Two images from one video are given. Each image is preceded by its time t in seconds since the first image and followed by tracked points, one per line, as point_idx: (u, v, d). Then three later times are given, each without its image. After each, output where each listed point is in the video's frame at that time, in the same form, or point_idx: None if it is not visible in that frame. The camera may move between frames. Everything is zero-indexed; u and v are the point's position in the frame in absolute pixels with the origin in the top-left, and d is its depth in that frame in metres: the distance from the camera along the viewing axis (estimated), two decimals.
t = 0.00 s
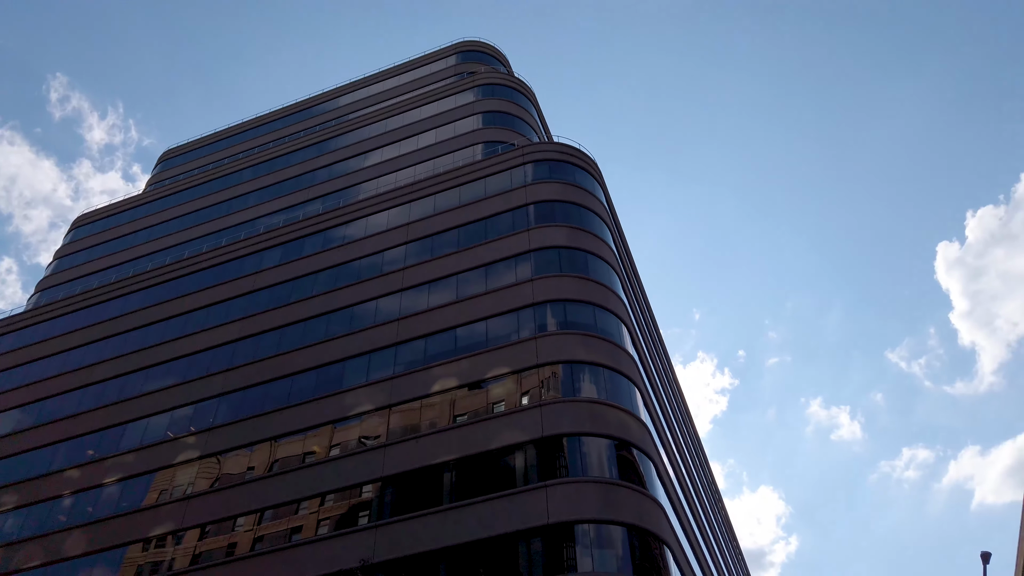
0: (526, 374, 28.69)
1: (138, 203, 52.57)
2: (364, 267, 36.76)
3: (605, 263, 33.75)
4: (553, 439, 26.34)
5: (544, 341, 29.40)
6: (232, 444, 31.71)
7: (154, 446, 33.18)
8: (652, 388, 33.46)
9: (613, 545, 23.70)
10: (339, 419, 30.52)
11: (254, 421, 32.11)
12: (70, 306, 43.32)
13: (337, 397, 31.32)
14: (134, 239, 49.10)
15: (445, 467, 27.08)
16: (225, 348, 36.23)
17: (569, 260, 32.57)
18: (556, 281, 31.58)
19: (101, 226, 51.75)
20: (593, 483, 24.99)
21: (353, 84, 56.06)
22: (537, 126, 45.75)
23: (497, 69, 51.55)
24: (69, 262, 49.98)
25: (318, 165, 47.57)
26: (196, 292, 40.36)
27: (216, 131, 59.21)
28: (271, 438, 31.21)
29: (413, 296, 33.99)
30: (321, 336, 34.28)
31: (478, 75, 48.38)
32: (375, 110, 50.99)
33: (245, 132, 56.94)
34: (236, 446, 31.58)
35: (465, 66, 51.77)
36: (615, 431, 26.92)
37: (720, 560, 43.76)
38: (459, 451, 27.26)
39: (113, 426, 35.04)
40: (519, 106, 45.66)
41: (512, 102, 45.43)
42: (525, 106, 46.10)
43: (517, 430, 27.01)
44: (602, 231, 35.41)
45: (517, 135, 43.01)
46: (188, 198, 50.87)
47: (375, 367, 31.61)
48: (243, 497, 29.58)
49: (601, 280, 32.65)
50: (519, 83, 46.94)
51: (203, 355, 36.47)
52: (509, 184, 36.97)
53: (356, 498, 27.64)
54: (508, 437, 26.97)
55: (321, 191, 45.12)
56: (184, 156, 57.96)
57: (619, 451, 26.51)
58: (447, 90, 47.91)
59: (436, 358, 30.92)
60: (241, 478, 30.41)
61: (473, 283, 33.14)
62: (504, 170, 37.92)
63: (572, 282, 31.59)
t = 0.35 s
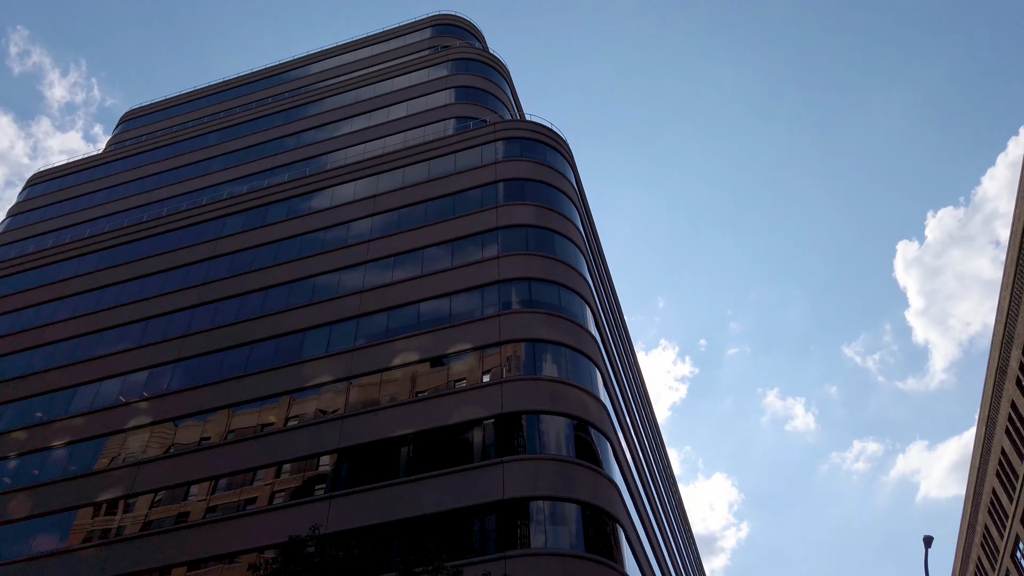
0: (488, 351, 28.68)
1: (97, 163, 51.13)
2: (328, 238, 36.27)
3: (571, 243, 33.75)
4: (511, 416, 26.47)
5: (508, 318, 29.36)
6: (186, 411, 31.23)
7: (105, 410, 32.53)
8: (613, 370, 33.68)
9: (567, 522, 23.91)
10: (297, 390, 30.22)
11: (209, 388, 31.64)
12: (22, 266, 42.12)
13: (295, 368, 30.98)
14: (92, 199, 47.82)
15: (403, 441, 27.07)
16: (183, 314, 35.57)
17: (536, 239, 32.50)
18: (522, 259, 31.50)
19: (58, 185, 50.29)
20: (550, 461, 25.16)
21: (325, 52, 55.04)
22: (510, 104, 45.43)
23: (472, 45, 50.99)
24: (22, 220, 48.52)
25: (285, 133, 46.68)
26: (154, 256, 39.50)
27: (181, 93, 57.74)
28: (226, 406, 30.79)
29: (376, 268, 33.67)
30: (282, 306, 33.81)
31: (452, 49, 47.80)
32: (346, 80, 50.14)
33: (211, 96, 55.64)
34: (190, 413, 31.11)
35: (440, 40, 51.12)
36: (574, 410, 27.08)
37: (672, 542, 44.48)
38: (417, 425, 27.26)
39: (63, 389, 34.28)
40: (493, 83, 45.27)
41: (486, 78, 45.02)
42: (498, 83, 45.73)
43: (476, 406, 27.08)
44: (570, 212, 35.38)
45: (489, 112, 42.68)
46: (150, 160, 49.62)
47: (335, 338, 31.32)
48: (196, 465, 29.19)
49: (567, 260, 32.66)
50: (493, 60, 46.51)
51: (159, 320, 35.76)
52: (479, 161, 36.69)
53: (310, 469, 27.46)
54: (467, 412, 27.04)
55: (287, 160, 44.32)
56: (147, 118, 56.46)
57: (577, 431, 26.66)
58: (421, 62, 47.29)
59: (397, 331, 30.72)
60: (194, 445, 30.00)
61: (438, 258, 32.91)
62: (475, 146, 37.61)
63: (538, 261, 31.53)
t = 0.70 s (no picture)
0: (436, 322, 28.56)
1: (40, 108, 49.04)
2: (279, 199, 35.49)
3: (527, 220, 33.69)
4: (455, 388, 26.51)
5: (458, 290, 29.24)
6: (122, 367, 30.43)
7: (36, 363, 31.49)
8: (561, 348, 33.87)
9: (505, 496, 24.16)
10: (239, 351, 29.66)
11: (147, 345, 30.84)
12: None
13: (238, 329, 30.38)
14: (33, 144, 45.92)
15: (345, 408, 26.90)
16: (123, 268, 34.53)
17: (491, 213, 32.34)
18: (476, 232, 31.32)
19: None
20: (492, 435, 25.32)
21: (287, 9, 53.55)
22: (473, 75, 44.90)
23: (439, 13, 50.13)
24: None
25: (241, 89, 45.37)
26: (96, 207, 38.16)
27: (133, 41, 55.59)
28: (164, 363, 30.09)
29: (327, 233, 33.11)
30: (227, 265, 33.06)
31: (418, 15, 46.95)
32: (306, 39, 48.87)
33: (165, 46, 53.72)
34: (126, 369, 30.32)
35: (406, 6, 50.12)
36: (519, 385, 27.18)
37: (608, 521, 45.27)
38: (360, 393, 27.10)
39: None
40: (457, 53, 44.66)
41: (450, 48, 44.37)
42: (463, 53, 45.13)
43: (421, 377, 27.02)
44: (528, 189, 35.26)
45: (451, 82, 42.12)
46: (96, 108, 47.78)
47: (281, 301, 30.78)
48: (130, 422, 28.52)
49: (521, 237, 32.60)
50: (459, 30, 45.84)
51: (98, 273, 34.65)
52: (438, 131, 36.24)
53: (248, 431, 27.09)
54: (411, 382, 26.98)
55: (241, 117, 43.12)
56: (96, 64, 54.29)
57: (521, 406, 26.81)
58: (385, 27, 46.35)
59: (345, 298, 30.33)
60: (129, 402, 29.28)
61: (391, 227, 32.50)
62: (435, 115, 37.11)
63: (492, 236, 31.39)
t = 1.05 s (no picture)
0: (387, 285, 28.29)
1: None
2: (231, 152, 34.54)
3: (484, 187, 33.43)
4: (403, 352, 26.39)
5: (411, 254, 28.96)
6: (59, 316, 29.49)
7: None
8: (512, 318, 33.91)
9: (448, 461, 24.33)
10: (182, 305, 28.97)
11: (87, 295, 29.91)
12: None
13: (183, 283, 29.64)
14: None
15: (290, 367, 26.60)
16: (64, 215, 33.32)
17: (449, 178, 32.00)
18: (432, 197, 30.98)
19: None
20: (438, 400, 25.34)
21: None
22: (437, 38, 44.13)
23: None
24: None
25: (196, 37, 43.83)
26: (37, 150, 36.66)
27: None
28: (104, 314, 29.24)
29: (279, 189, 32.39)
30: (174, 217, 32.15)
31: None
32: None
33: None
34: (63, 318, 29.40)
35: None
36: (468, 352, 27.16)
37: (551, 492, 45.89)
38: (306, 353, 26.83)
39: None
40: (422, 14, 43.79)
41: (415, 9, 43.48)
42: (428, 15, 44.27)
43: (370, 340, 26.84)
44: (487, 156, 34.96)
45: (414, 44, 41.35)
46: (41, 47, 45.70)
47: (229, 257, 30.10)
48: (66, 373, 27.73)
49: (478, 204, 32.36)
50: None
51: (37, 219, 33.39)
52: (399, 92, 35.59)
53: (189, 387, 26.60)
54: (359, 344, 26.79)
55: (195, 65, 41.72)
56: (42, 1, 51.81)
57: (469, 373, 26.83)
58: None
59: (295, 256, 29.79)
60: (65, 352, 28.45)
61: (345, 187, 31.94)
62: (396, 76, 36.41)
63: (448, 202, 31.09)
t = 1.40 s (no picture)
0: (355, 233, 27.96)
1: None
2: (196, 93, 33.53)
3: (457, 138, 32.93)
4: (371, 301, 26.26)
5: (380, 203, 28.55)
6: (16, 256, 28.73)
7: None
8: (482, 271, 33.74)
9: (414, 410, 24.44)
10: (144, 247, 28.37)
11: (45, 234, 29.14)
12: None
13: (144, 225, 28.97)
14: None
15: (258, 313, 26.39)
16: (21, 152, 32.27)
17: (421, 127, 31.45)
18: (404, 146, 30.46)
19: None
20: (405, 350, 25.31)
21: None
22: None
23: None
24: None
25: None
26: None
27: None
28: (62, 254, 28.56)
29: (246, 132, 31.62)
30: (136, 157, 31.29)
31: None
32: None
33: None
34: (20, 258, 28.66)
35: None
36: (436, 302, 27.03)
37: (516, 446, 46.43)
38: (272, 299, 26.65)
39: None
40: None
41: None
42: None
43: (337, 288, 26.65)
44: (461, 106, 34.38)
45: None
46: None
47: (193, 200, 29.47)
48: (23, 313, 27.15)
49: (450, 154, 31.91)
50: None
51: None
52: (372, 37, 34.69)
53: (151, 330, 26.27)
54: (325, 292, 26.63)
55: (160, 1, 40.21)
56: None
57: (437, 323, 26.76)
58: None
59: (261, 201, 29.24)
60: (22, 292, 27.80)
61: (314, 132, 31.25)
62: (369, 20, 35.43)
63: (419, 151, 30.59)
